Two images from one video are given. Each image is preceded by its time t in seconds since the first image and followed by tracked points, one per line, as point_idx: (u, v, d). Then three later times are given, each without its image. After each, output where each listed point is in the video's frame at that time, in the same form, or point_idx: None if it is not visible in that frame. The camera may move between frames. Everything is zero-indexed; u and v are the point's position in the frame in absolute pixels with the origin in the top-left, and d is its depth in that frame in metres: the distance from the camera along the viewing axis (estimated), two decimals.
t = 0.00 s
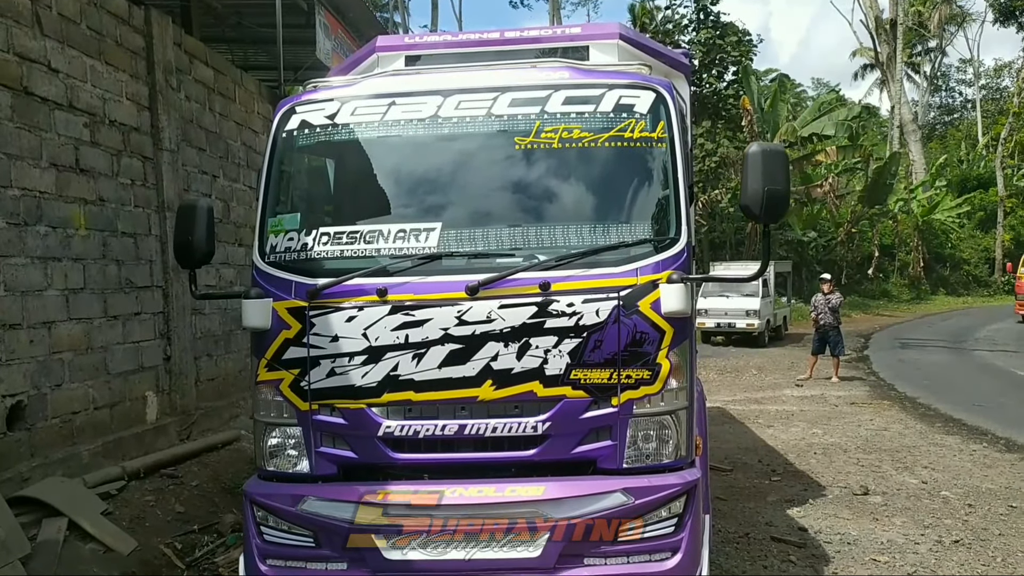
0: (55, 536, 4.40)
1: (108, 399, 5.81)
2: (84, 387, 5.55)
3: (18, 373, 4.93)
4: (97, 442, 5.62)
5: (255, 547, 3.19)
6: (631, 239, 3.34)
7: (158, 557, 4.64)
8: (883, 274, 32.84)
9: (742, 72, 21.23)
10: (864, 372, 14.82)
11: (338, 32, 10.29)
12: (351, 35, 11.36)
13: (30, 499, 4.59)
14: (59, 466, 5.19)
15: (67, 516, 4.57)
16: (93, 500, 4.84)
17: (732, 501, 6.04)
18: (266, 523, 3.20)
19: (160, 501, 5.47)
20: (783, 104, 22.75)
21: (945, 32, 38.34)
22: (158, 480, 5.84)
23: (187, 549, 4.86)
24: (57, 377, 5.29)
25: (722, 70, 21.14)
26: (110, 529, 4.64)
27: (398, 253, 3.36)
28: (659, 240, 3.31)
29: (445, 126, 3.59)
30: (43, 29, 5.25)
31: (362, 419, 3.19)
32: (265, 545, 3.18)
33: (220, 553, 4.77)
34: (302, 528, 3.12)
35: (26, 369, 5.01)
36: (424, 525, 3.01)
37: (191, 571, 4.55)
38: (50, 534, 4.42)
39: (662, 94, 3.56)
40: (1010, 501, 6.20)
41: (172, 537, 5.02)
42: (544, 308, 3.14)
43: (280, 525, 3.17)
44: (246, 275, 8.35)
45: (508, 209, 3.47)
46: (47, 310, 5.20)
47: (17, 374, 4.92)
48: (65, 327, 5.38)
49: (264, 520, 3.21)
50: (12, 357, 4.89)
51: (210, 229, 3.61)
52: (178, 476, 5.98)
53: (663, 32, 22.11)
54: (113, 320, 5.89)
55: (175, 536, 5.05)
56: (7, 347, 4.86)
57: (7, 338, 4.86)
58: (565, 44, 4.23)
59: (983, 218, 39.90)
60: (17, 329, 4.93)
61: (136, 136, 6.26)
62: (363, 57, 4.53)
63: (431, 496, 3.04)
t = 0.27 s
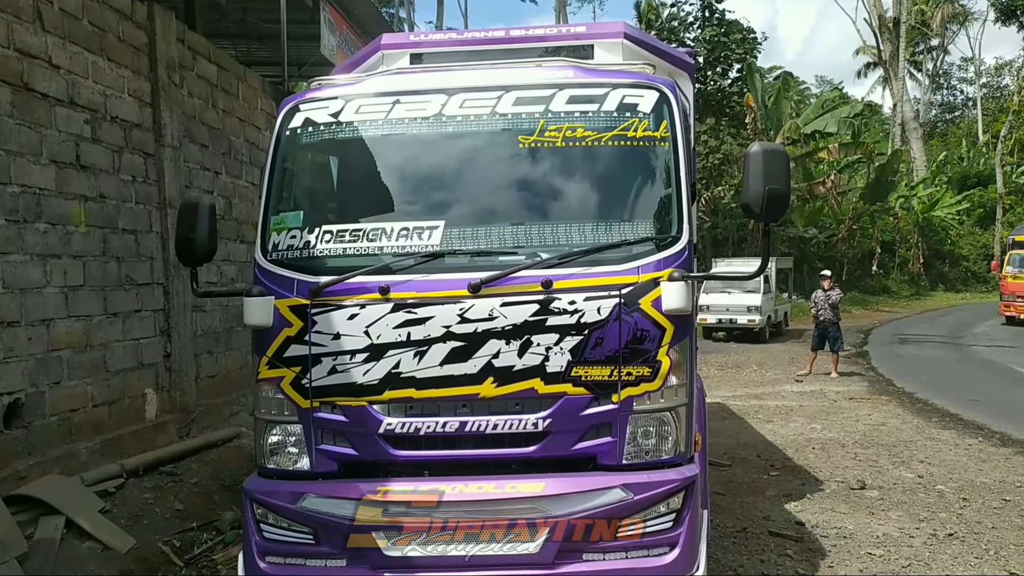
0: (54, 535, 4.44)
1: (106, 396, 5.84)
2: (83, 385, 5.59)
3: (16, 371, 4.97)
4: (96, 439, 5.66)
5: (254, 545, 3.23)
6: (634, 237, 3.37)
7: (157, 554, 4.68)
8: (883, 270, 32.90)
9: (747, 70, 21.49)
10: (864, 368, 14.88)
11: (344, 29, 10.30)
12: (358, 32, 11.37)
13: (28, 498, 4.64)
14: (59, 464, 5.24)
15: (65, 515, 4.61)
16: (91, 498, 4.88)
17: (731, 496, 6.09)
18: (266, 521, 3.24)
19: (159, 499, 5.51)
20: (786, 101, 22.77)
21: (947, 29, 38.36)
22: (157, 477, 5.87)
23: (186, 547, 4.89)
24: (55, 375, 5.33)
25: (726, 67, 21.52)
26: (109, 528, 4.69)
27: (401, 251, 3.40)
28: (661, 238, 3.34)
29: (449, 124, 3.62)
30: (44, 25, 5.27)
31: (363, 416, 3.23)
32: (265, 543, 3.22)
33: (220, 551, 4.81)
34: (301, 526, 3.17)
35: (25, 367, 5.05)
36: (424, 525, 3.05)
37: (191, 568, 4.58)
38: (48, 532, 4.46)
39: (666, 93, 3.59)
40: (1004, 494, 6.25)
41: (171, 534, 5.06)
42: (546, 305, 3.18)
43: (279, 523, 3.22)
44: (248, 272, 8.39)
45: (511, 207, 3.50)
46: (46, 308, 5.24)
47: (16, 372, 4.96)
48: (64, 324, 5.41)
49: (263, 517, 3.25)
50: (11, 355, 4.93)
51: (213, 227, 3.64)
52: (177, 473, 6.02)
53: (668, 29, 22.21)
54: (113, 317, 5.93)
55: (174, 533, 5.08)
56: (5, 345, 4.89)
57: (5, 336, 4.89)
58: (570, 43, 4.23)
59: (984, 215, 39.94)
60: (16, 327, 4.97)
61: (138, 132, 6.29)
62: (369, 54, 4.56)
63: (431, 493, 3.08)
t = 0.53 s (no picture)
0: (52, 535, 4.46)
1: (105, 395, 5.87)
2: (81, 383, 5.62)
3: (14, 369, 4.98)
4: (95, 438, 5.68)
5: (254, 543, 3.26)
6: (635, 235, 3.39)
7: (155, 554, 4.71)
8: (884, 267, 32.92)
9: (751, 68, 21.54)
10: (864, 365, 14.91)
11: (347, 26, 10.28)
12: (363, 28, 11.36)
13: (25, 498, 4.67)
14: (58, 463, 5.27)
15: (63, 515, 4.64)
16: (89, 497, 4.90)
17: (729, 492, 6.12)
18: (265, 520, 3.27)
19: (157, 498, 5.53)
20: (789, 99, 22.74)
21: (950, 27, 38.31)
22: (155, 476, 5.89)
23: (184, 546, 4.91)
24: (53, 373, 5.35)
25: (730, 66, 21.70)
26: (108, 528, 4.72)
27: (403, 249, 3.42)
28: (661, 236, 3.35)
29: (452, 122, 3.64)
30: (44, 21, 5.28)
31: (363, 414, 3.25)
32: (264, 541, 3.25)
33: (219, 548, 4.84)
34: (301, 525, 3.19)
35: (23, 366, 5.07)
36: (424, 525, 3.07)
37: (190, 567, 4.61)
38: (46, 532, 4.49)
39: (668, 93, 3.61)
40: (999, 490, 6.28)
41: (170, 534, 5.08)
42: (547, 303, 3.20)
43: (279, 521, 3.24)
44: (248, 270, 8.41)
45: (513, 205, 3.51)
46: (44, 307, 5.26)
47: (14, 370, 4.98)
48: (62, 323, 5.43)
49: (262, 516, 3.28)
50: (8, 353, 4.94)
51: (214, 224, 3.66)
52: (176, 472, 6.04)
53: (674, 28, 22.24)
54: (112, 315, 5.94)
55: (172, 533, 5.10)
56: (3, 343, 4.91)
57: (3, 335, 4.91)
58: (574, 41, 4.25)
59: (984, 212, 39.91)
60: (14, 325, 4.99)
61: (139, 129, 6.30)
62: (374, 52, 4.58)
63: (430, 491, 3.11)
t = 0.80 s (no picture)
0: (22, 539, 4.41)
1: (78, 396, 5.80)
2: (54, 384, 5.55)
3: None
4: (68, 440, 5.62)
5: (228, 546, 3.23)
6: (611, 236, 3.39)
7: (128, 557, 4.67)
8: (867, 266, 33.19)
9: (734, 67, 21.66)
10: (845, 364, 15.02)
11: (327, 24, 10.17)
12: (343, 24, 11.27)
13: None
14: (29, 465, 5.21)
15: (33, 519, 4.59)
16: (60, 500, 4.85)
17: (708, 492, 6.14)
18: (239, 522, 3.24)
19: (131, 500, 5.48)
20: (773, 98, 22.85)
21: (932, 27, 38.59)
22: (130, 478, 5.84)
23: (158, 549, 4.86)
24: (23, 374, 5.28)
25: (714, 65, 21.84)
26: (80, 532, 4.67)
27: (379, 249, 3.40)
28: (637, 237, 3.36)
29: (428, 122, 3.62)
30: (15, 17, 5.21)
31: (338, 415, 3.23)
32: (238, 543, 3.22)
33: (193, 551, 4.80)
34: (275, 526, 3.17)
35: None
36: (425, 526, 3.06)
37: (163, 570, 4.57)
38: (16, 535, 4.44)
39: (644, 93, 3.62)
40: (976, 488, 6.32)
41: (143, 537, 5.03)
42: (523, 304, 3.19)
43: (253, 523, 3.21)
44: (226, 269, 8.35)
45: (489, 205, 3.50)
46: (15, 307, 5.19)
47: None
48: (33, 323, 5.36)
49: (237, 518, 3.25)
50: None
51: (189, 224, 3.63)
52: (150, 474, 5.99)
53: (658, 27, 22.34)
54: (85, 315, 5.88)
55: (145, 535, 5.05)
56: None
57: None
58: (552, 41, 4.25)
59: (966, 211, 40.27)
60: None
61: (114, 127, 6.24)
62: (350, 51, 4.56)
63: (405, 492, 3.09)
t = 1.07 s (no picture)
0: None
1: None
2: None
3: None
4: None
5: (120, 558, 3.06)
6: (517, 239, 3.37)
7: (19, 570, 4.42)
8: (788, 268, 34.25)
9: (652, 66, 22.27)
10: (763, 366, 15.43)
11: (230, 15, 9.82)
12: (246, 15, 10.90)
13: None
14: None
15: None
16: None
17: (623, 496, 6.19)
18: (132, 533, 3.08)
19: (26, 509, 5.18)
20: (697, 100, 23.30)
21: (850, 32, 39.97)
22: (24, 488, 5.52)
23: (54, 559, 4.61)
24: None
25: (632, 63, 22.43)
26: None
27: (280, 250, 3.30)
28: (543, 240, 3.35)
29: (331, 122, 3.54)
30: None
31: (237, 421, 3.11)
32: (132, 554, 3.06)
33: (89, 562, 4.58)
34: (170, 536, 3.02)
35: None
36: (324, 536, 2.93)
37: None
38: None
39: (550, 95, 3.61)
40: (883, 490, 6.52)
41: (38, 547, 4.75)
42: (428, 307, 3.14)
43: (147, 534, 3.06)
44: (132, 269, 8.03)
45: (394, 208, 3.44)
46: None
47: None
48: None
49: (130, 528, 3.09)
50: None
51: (79, 223, 3.45)
52: (47, 483, 5.68)
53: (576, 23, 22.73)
54: None
55: (39, 546, 4.78)
56: None
57: None
58: (460, 40, 4.21)
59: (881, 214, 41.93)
60: None
61: (7, 121, 5.91)
62: (252, 48, 4.44)
63: (306, 501, 2.99)
